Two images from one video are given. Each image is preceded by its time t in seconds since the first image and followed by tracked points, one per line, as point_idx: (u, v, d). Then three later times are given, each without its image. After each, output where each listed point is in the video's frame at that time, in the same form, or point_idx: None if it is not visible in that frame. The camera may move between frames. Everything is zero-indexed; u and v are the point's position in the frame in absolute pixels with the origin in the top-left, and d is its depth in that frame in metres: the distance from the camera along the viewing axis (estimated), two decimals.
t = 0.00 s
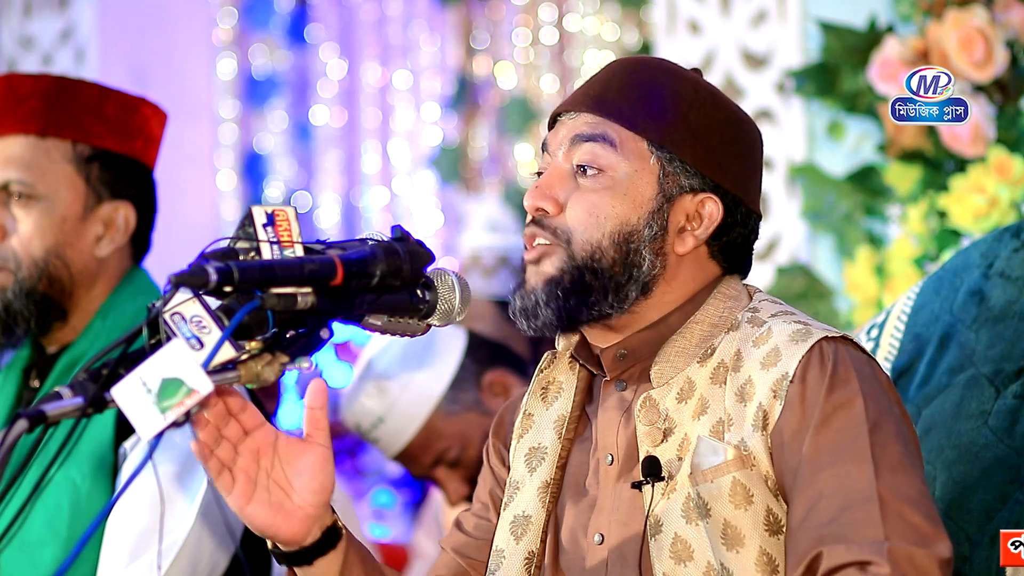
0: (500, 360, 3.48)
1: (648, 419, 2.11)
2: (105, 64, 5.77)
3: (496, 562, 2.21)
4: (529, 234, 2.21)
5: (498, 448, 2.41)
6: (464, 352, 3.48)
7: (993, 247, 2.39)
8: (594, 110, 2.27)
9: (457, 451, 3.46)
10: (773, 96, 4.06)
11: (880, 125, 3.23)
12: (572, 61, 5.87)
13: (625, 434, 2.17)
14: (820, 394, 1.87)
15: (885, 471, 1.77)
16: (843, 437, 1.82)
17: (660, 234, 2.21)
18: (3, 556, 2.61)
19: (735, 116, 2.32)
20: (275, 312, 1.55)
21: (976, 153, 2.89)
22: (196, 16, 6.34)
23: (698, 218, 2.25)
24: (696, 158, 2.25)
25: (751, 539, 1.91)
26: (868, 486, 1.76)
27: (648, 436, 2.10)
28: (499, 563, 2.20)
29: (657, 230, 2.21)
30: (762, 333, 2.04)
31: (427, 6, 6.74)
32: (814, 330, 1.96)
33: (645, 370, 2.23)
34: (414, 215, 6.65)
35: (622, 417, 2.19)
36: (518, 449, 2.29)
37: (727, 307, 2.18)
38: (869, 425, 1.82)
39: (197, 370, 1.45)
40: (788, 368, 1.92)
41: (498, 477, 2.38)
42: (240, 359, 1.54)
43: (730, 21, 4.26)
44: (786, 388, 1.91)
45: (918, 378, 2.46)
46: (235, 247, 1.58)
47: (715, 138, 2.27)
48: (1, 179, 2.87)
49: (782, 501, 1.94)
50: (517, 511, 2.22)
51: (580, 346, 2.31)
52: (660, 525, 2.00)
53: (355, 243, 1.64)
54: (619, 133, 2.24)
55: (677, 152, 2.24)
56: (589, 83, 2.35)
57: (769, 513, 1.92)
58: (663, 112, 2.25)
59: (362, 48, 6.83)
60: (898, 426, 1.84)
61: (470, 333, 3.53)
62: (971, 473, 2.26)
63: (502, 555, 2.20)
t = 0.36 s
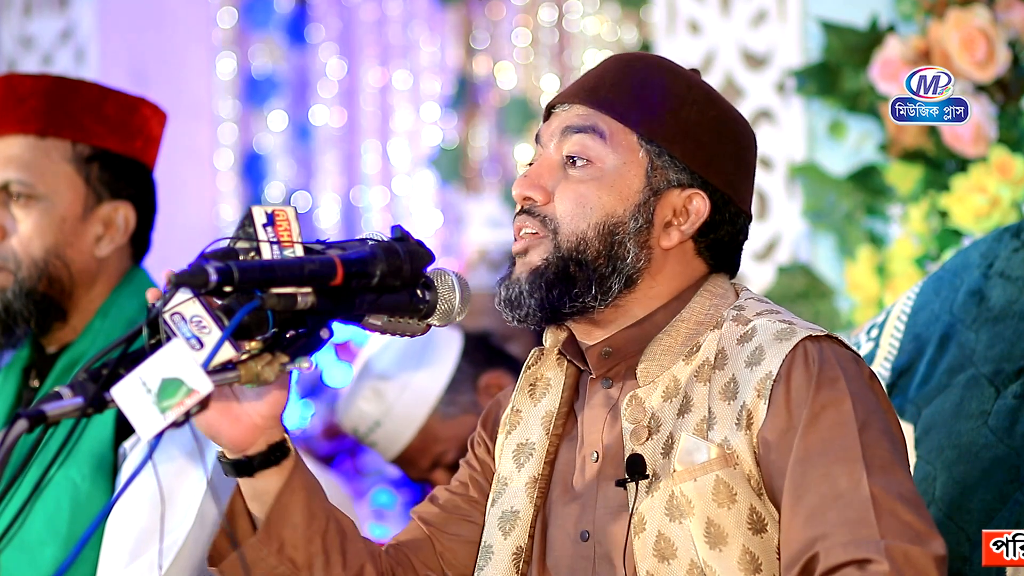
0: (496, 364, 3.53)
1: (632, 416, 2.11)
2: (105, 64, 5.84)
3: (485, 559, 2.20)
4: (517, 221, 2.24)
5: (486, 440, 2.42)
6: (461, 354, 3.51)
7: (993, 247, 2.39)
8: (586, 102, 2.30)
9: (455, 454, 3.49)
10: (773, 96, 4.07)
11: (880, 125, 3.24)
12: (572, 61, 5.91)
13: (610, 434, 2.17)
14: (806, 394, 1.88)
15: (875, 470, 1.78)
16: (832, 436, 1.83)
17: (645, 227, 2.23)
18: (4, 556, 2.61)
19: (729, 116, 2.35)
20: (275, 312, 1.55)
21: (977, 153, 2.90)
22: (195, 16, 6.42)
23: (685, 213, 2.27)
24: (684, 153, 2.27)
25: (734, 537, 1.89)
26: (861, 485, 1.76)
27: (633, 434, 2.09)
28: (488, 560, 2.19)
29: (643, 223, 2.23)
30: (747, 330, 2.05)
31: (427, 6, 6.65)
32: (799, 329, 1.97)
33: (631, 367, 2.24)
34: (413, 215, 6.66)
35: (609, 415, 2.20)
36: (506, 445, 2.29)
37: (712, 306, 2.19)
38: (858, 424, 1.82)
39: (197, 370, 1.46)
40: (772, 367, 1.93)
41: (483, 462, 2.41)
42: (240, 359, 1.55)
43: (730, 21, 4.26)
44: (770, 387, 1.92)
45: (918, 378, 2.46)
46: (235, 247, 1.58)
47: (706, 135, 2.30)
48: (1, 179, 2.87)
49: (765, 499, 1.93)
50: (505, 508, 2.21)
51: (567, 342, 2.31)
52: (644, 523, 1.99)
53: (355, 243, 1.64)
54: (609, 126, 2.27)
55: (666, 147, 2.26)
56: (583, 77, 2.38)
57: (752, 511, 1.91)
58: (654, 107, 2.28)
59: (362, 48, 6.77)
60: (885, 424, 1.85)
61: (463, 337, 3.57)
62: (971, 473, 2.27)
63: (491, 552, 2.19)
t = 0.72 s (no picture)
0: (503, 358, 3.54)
1: (630, 422, 2.11)
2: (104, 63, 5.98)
3: (486, 568, 2.17)
4: (505, 251, 2.23)
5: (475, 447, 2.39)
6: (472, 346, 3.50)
7: (993, 247, 2.39)
8: (548, 121, 2.27)
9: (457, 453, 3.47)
10: (773, 96, 4.08)
11: (880, 125, 3.24)
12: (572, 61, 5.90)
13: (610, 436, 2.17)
14: (805, 397, 1.88)
15: (873, 472, 1.78)
16: (830, 439, 1.83)
17: (628, 237, 2.21)
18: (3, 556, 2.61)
19: (695, 103, 2.31)
20: (275, 312, 1.55)
21: (977, 153, 2.90)
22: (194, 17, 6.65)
23: (666, 214, 2.24)
24: (652, 155, 2.23)
25: (734, 542, 1.90)
26: (860, 487, 1.76)
27: (631, 439, 2.09)
28: (489, 567, 2.16)
29: (625, 234, 2.21)
30: (744, 334, 2.04)
31: (426, 6, 6.50)
32: (795, 332, 1.97)
33: (628, 373, 2.23)
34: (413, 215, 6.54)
35: (606, 420, 2.20)
36: (502, 454, 2.27)
37: (706, 307, 2.18)
38: (856, 426, 1.83)
39: (197, 370, 1.46)
40: (770, 370, 1.93)
41: (470, 471, 2.37)
42: (240, 359, 1.54)
43: (730, 21, 4.26)
44: (769, 390, 1.91)
45: (917, 377, 2.46)
46: (235, 247, 1.58)
47: (671, 132, 2.25)
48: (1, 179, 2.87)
49: (764, 503, 1.93)
50: (504, 516, 2.19)
51: (562, 351, 2.30)
52: (643, 528, 1.99)
53: (355, 243, 1.65)
54: (575, 142, 2.24)
55: (636, 154, 2.23)
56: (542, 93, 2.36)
57: (752, 516, 1.92)
58: (615, 112, 2.25)
59: (361, 47, 6.66)
60: (884, 425, 1.85)
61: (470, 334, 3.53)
62: (972, 474, 2.27)
63: (492, 560, 2.17)
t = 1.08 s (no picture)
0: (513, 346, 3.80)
1: (633, 425, 2.11)
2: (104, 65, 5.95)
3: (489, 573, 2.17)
4: (497, 257, 2.18)
5: (474, 447, 2.39)
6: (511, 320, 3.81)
7: (993, 247, 2.39)
8: (547, 123, 2.22)
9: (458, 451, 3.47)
10: (773, 96, 4.08)
11: (881, 126, 3.24)
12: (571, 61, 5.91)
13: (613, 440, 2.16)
14: (809, 400, 1.88)
15: (875, 474, 1.78)
16: (835, 441, 1.83)
17: (625, 242, 2.18)
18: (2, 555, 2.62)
19: (693, 109, 2.29)
20: (275, 312, 1.55)
21: (977, 153, 2.90)
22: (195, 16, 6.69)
23: (663, 220, 2.22)
24: (652, 160, 2.21)
25: (739, 546, 1.90)
26: (861, 490, 1.76)
27: (636, 442, 2.09)
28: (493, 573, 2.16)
29: (623, 240, 2.18)
30: (747, 337, 2.04)
31: (427, 6, 6.47)
32: (800, 334, 1.97)
33: (630, 378, 2.21)
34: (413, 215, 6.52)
35: (610, 423, 2.18)
36: (505, 459, 2.26)
37: (708, 307, 2.16)
38: (861, 428, 1.83)
39: (197, 370, 1.46)
40: (775, 373, 1.93)
41: (473, 472, 2.37)
42: (240, 359, 1.54)
43: (730, 21, 4.27)
44: (773, 393, 1.92)
45: (918, 378, 2.46)
46: (235, 247, 1.58)
47: (670, 138, 2.23)
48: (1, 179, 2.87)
49: (769, 506, 1.94)
50: (508, 520, 2.18)
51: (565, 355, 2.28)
52: (647, 532, 1.99)
53: (356, 243, 1.65)
54: (578, 147, 2.20)
55: (635, 159, 2.20)
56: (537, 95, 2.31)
57: (757, 520, 1.92)
58: (614, 117, 2.22)
59: (362, 47, 6.64)
60: (887, 424, 1.86)
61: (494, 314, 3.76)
62: (972, 474, 2.26)
63: (496, 565, 2.16)
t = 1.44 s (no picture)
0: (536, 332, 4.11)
1: (620, 443, 2.07)
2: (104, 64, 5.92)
3: None
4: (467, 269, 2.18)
5: (451, 462, 2.38)
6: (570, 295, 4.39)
7: (993, 247, 2.39)
8: (518, 141, 2.22)
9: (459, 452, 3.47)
10: (773, 96, 4.14)
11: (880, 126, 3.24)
12: (572, 61, 5.94)
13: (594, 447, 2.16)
14: (795, 408, 1.87)
15: (867, 477, 1.77)
16: (824, 447, 1.83)
17: (598, 260, 2.19)
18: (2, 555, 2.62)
19: (661, 126, 2.32)
20: (275, 312, 1.54)
21: (977, 153, 2.89)
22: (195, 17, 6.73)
23: (635, 237, 2.23)
24: (626, 178, 2.22)
25: (737, 560, 1.89)
26: (853, 493, 1.76)
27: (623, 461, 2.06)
28: None
29: (596, 257, 2.18)
30: (727, 347, 2.04)
31: (426, 6, 6.45)
32: (780, 341, 1.97)
33: (607, 393, 2.21)
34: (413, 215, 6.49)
35: (592, 438, 2.18)
36: (490, 484, 2.24)
37: (683, 317, 2.18)
38: (847, 432, 1.82)
39: (197, 370, 1.46)
40: (759, 384, 1.92)
41: (452, 489, 2.35)
42: (240, 359, 1.55)
43: (730, 21, 4.30)
44: (759, 403, 1.91)
45: (918, 378, 2.45)
46: (235, 247, 1.58)
47: (643, 155, 2.25)
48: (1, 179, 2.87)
49: (764, 518, 1.94)
50: (501, 544, 2.15)
51: (539, 372, 2.29)
52: (642, 551, 1.97)
53: (355, 243, 1.64)
54: (552, 165, 2.20)
55: (605, 176, 2.21)
56: (507, 112, 2.31)
57: (753, 533, 1.91)
58: (587, 134, 2.23)
59: (362, 48, 6.61)
60: (875, 424, 1.85)
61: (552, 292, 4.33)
62: (972, 474, 2.24)
63: None
